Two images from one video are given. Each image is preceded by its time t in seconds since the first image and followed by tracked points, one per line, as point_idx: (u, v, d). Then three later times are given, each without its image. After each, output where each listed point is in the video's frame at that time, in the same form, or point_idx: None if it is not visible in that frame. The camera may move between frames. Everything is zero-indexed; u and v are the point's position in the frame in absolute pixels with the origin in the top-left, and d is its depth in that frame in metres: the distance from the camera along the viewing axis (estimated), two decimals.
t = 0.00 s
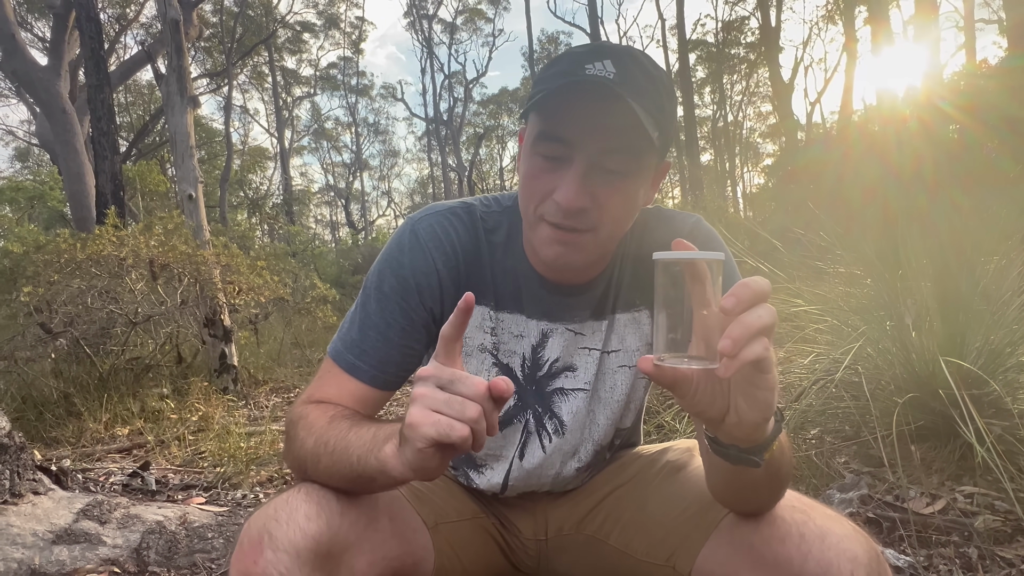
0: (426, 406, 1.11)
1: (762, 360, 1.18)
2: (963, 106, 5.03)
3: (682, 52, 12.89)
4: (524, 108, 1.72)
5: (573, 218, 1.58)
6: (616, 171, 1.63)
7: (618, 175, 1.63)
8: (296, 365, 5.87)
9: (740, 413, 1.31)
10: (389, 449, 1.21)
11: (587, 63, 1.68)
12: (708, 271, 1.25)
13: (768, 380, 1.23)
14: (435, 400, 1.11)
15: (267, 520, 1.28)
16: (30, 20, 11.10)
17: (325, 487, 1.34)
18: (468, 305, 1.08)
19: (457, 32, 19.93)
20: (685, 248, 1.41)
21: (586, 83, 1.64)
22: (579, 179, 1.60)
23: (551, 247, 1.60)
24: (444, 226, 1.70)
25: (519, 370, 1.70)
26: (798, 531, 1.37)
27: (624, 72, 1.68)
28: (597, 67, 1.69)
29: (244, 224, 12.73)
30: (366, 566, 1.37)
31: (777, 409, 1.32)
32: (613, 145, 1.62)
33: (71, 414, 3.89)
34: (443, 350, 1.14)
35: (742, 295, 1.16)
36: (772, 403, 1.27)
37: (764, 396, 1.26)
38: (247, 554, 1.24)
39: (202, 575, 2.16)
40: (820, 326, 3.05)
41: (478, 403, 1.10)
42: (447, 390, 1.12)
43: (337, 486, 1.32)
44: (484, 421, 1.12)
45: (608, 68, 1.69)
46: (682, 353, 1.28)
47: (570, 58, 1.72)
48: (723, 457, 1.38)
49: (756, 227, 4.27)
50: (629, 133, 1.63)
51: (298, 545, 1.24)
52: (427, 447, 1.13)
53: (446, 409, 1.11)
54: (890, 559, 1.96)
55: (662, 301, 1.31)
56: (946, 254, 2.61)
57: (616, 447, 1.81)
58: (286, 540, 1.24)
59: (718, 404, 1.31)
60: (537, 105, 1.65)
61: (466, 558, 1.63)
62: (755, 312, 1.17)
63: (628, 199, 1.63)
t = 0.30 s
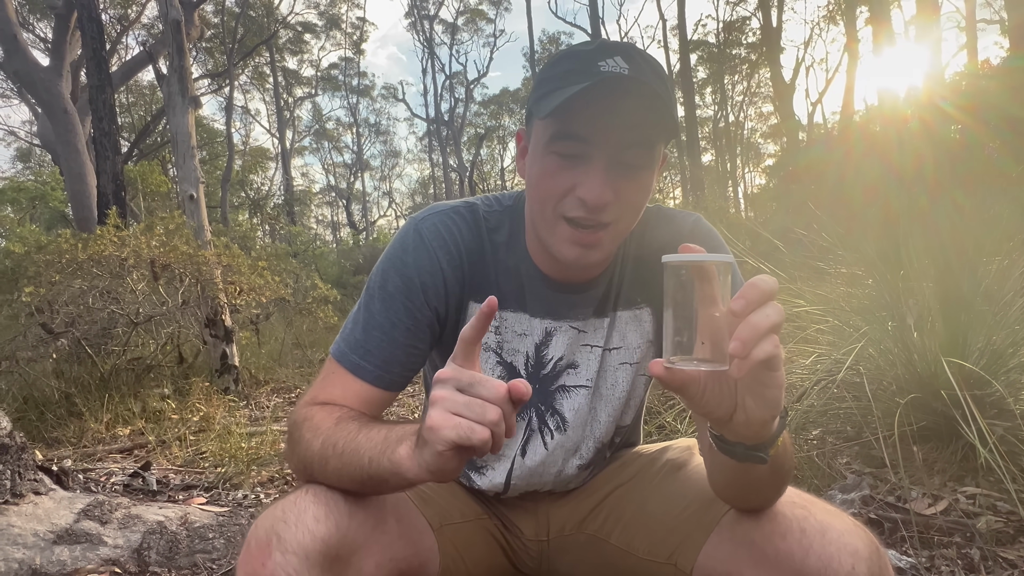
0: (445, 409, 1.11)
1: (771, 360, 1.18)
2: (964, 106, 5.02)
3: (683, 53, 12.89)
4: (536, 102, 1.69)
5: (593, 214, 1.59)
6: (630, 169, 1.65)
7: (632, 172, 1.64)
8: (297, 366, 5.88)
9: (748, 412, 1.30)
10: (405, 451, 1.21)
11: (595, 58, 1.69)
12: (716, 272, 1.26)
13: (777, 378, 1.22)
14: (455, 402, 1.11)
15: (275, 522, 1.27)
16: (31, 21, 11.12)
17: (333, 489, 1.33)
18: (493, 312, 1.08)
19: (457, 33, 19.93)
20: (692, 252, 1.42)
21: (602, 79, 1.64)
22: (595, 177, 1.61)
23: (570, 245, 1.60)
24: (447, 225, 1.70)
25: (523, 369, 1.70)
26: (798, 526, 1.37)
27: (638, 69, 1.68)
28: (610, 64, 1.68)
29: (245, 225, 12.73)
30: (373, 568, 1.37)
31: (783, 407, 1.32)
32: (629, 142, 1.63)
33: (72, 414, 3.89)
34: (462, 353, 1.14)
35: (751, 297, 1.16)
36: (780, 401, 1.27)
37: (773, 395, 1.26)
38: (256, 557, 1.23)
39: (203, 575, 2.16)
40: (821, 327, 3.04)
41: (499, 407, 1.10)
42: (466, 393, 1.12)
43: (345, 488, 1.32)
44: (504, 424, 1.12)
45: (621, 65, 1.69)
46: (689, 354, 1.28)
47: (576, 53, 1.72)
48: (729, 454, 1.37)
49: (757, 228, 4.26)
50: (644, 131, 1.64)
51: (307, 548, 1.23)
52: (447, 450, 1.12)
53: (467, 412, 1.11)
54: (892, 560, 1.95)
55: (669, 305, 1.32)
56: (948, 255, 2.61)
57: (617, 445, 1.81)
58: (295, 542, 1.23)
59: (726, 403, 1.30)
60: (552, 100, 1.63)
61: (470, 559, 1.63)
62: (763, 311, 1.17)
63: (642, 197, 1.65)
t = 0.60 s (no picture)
0: (449, 417, 1.12)
1: (774, 357, 1.19)
2: (966, 107, 5.01)
3: (685, 53, 12.88)
4: (539, 101, 1.69)
5: (596, 214, 1.59)
6: (633, 168, 1.65)
7: (635, 172, 1.65)
8: (298, 367, 5.88)
9: (751, 411, 1.31)
10: (408, 456, 1.21)
11: (597, 59, 1.69)
12: (715, 273, 1.24)
13: (779, 375, 1.23)
14: (459, 409, 1.12)
15: (277, 524, 1.27)
16: (33, 22, 11.14)
17: (334, 491, 1.33)
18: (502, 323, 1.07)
19: (459, 33, 19.93)
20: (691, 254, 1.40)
21: (606, 79, 1.64)
22: (599, 176, 1.61)
23: (574, 245, 1.59)
24: (450, 227, 1.69)
25: (525, 369, 1.70)
26: (799, 527, 1.37)
27: (642, 70, 1.68)
28: (614, 64, 1.69)
29: (246, 225, 12.73)
30: (375, 570, 1.37)
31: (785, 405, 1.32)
32: (633, 143, 1.63)
33: (74, 414, 3.90)
34: (466, 360, 1.14)
35: (752, 297, 1.17)
36: (781, 399, 1.28)
37: (776, 393, 1.26)
38: (258, 560, 1.23)
39: None
40: (822, 328, 3.04)
41: (503, 415, 1.11)
42: (470, 400, 1.13)
43: (347, 491, 1.32)
44: (506, 431, 1.12)
45: (626, 65, 1.69)
46: (691, 357, 1.28)
47: (578, 55, 1.72)
48: (732, 454, 1.37)
49: (758, 228, 4.25)
50: (648, 131, 1.64)
51: (309, 550, 1.24)
52: (449, 457, 1.13)
53: (469, 419, 1.11)
54: (893, 561, 1.94)
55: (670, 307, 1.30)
56: (948, 257, 2.60)
57: (618, 446, 1.81)
58: (297, 545, 1.23)
59: (728, 402, 1.31)
60: (556, 99, 1.63)
61: (471, 561, 1.63)
62: (764, 310, 1.17)
63: (646, 197, 1.65)
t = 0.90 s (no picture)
0: (450, 416, 1.12)
1: (776, 360, 1.20)
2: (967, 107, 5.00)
3: (686, 53, 12.86)
4: (541, 99, 1.70)
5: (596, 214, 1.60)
6: (634, 167, 1.65)
7: (636, 171, 1.65)
8: (299, 367, 5.88)
9: (754, 413, 1.31)
10: (410, 456, 1.21)
11: (599, 58, 1.69)
12: (716, 277, 1.24)
13: (782, 378, 1.24)
14: (459, 409, 1.12)
15: (280, 522, 1.27)
16: (34, 23, 11.15)
17: (336, 491, 1.33)
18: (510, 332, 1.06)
19: (460, 34, 19.93)
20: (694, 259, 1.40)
21: (609, 77, 1.64)
22: (599, 175, 1.61)
23: (573, 245, 1.60)
24: (452, 227, 1.69)
25: (527, 369, 1.70)
26: (802, 527, 1.37)
27: (644, 69, 1.68)
28: (617, 63, 1.68)
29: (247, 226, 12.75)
30: (378, 569, 1.37)
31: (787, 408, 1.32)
32: (634, 143, 1.64)
33: (75, 414, 3.90)
34: (466, 360, 1.14)
35: (752, 302, 1.18)
36: (784, 401, 1.28)
37: (778, 395, 1.26)
38: (261, 558, 1.23)
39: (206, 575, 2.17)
40: (824, 328, 3.04)
41: (504, 414, 1.11)
42: (470, 400, 1.13)
43: (349, 490, 1.32)
44: (507, 430, 1.12)
45: (628, 65, 1.69)
46: (693, 361, 1.27)
47: (580, 53, 1.72)
48: (735, 457, 1.37)
49: (759, 228, 4.25)
50: (649, 130, 1.64)
51: (312, 549, 1.24)
52: (451, 456, 1.13)
53: (470, 418, 1.11)
54: (895, 562, 1.93)
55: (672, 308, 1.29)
56: (949, 257, 2.60)
57: (620, 447, 1.81)
58: (300, 543, 1.23)
59: (731, 406, 1.30)
60: (557, 97, 1.63)
61: (473, 560, 1.63)
62: (764, 314, 1.19)
63: (646, 196, 1.65)
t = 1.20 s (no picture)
0: (434, 410, 1.12)
1: (770, 360, 1.19)
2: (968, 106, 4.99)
3: (687, 53, 12.85)
4: (543, 92, 1.71)
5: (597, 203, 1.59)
6: (635, 157, 1.65)
7: (637, 161, 1.64)
8: (300, 367, 5.89)
9: (748, 413, 1.30)
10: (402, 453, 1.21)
11: (602, 49, 1.70)
12: (712, 276, 1.24)
13: (776, 378, 1.22)
14: (443, 403, 1.12)
15: (280, 524, 1.28)
16: (36, 23, 11.16)
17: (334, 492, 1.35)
18: (515, 355, 1.09)
19: (460, 34, 19.93)
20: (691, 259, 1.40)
21: (611, 68, 1.65)
22: (600, 163, 1.61)
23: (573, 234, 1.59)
24: (453, 227, 1.69)
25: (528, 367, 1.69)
26: (803, 528, 1.36)
27: (645, 62, 1.69)
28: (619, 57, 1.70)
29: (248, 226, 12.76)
30: (378, 570, 1.37)
31: (783, 408, 1.32)
32: (635, 132, 1.64)
33: (76, 414, 3.90)
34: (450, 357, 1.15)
35: (744, 301, 1.17)
36: (778, 402, 1.27)
37: (772, 396, 1.26)
38: (260, 559, 1.23)
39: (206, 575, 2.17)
40: (824, 328, 3.04)
41: (488, 405, 1.11)
42: (454, 393, 1.13)
43: (347, 491, 1.32)
44: (492, 423, 1.12)
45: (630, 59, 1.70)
46: (689, 361, 1.27)
47: (583, 46, 1.73)
48: (731, 457, 1.37)
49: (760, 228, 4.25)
50: (649, 121, 1.64)
51: (311, 550, 1.24)
52: (437, 451, 1.13)
53: (454, 412, 1.11)
54: (895, 561, 1.93)
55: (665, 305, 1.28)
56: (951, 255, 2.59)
57: (621, 447, 1.81)
58: (299, 544, 1.23)
59: (725, 405, 1.31)
60: (558, 87, 1.65)
61: (474, 560, 1.63)
62: (758, 314, 1.17)
63: (646, 186, 1.65)
